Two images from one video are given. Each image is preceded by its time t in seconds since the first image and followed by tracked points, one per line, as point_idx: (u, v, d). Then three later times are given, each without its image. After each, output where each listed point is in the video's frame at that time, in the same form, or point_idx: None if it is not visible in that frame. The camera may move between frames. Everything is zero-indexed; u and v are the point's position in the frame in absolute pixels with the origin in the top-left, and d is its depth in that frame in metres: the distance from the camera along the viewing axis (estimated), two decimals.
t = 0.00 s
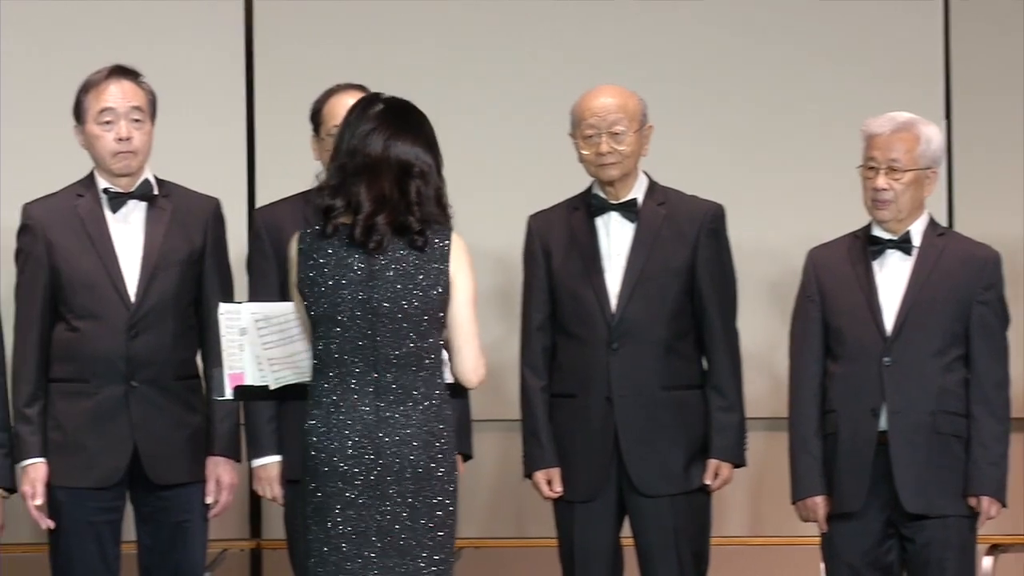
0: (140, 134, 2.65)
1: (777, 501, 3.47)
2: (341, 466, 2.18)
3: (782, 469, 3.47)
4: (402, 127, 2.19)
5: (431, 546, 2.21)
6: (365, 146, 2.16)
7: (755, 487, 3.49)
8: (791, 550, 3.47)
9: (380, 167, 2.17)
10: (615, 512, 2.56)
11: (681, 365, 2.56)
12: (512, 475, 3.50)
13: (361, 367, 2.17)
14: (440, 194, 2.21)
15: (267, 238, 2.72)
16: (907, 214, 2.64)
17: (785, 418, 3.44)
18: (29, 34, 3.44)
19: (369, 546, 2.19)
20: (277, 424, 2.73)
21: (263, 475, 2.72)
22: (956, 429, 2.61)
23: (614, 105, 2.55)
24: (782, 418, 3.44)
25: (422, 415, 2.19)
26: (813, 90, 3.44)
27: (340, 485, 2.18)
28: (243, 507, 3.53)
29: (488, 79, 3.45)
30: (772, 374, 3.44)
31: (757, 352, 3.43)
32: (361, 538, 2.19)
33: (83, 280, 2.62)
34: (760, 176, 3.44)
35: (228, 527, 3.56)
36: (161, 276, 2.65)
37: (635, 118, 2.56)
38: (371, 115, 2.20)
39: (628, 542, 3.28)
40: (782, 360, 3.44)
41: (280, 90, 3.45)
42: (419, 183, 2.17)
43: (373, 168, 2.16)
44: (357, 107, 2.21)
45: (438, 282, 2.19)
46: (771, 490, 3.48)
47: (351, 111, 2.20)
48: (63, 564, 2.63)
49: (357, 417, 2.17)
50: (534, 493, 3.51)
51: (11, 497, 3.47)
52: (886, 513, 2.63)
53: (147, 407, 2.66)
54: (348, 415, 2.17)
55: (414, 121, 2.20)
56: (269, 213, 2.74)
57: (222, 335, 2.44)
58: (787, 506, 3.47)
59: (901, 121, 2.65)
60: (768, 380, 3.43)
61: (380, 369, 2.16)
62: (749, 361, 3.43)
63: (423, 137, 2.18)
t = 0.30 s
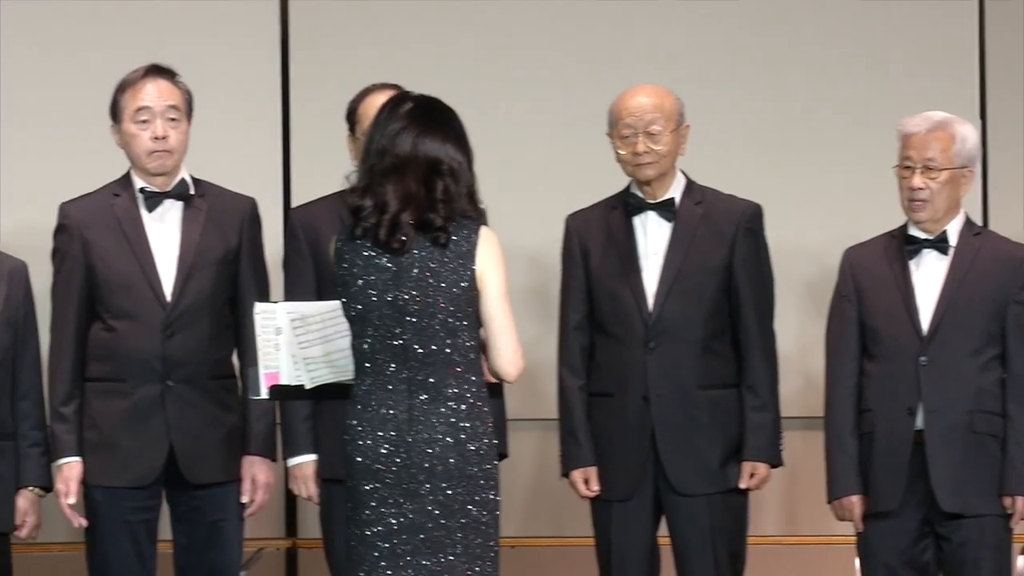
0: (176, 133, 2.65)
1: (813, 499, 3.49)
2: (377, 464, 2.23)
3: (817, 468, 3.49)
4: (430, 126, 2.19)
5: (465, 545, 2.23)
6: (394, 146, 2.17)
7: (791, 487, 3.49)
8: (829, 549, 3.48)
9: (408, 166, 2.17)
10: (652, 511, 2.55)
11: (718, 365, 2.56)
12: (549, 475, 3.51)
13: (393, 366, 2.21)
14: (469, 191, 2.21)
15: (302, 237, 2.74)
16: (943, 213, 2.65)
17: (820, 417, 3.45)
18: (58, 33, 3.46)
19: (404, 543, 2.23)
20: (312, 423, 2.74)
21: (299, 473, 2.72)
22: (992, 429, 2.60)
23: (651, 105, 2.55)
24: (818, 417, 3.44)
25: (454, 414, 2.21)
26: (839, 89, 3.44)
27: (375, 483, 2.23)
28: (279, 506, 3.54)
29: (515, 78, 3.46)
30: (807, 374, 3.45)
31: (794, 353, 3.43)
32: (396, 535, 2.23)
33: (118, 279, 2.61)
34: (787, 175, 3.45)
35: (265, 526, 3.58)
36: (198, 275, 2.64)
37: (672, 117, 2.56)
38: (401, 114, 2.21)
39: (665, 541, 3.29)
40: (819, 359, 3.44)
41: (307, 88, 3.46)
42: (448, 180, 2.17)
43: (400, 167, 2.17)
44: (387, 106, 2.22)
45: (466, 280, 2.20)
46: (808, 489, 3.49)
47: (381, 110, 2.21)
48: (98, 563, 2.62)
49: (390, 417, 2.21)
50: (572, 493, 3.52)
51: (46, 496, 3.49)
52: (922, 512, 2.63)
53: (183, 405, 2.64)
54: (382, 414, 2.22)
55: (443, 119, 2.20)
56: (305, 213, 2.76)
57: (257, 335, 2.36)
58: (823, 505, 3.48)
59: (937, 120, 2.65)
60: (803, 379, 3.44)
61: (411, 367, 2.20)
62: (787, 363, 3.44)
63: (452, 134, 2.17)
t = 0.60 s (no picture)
0: (210, 133, 2.65)
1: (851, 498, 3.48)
2: (413, 464, 2.17)
3: (854, 468, 3.48)
4: (470, 122, 2.14)
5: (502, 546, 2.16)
6: (433, 143, 2.11)
7: (829, 485, 3.49)
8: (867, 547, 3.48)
9: (448, 163, 2.12)
10: (690, 512, 2.55)
11: (756, 365, 2.55)
12: (585, 475, 3.51)
13: (430, 363, 2.15)
14: (510, 187, 2.15)
15: (336, 237, 2.73)
16: (980, 213, 2.64)
17: (858, 417, 3.45)
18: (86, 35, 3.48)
19: (440, 544, 2.16)
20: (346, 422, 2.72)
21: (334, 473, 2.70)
22: None
23: (687, 104, 2.55)
24: (855, 416, 3.44)
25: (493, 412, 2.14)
26: (864, 88, 3.44)
27: (411, 481, 2.17)
28: (314, 506, 3.55)
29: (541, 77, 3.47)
30: (844, 374, 3.44)
31: (832, 354, 3.43)
32: (432, 536, 2.16)
33: (153, 279, 2.60)
34: (814, 175, 3.45)
35: (300, 526, 3.59)
36: (232, 275, 2.64)
37: (708, 117, 2.55)
38: (440, 111, 2.15)
39: (703, 541, 3.33)
40: (858, 360, 3.44)
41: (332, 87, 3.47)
42: (488, 177, 2.11)
43: (440, 164, 2.11)
44: (425, 104, 2.16)
45: (506, 277, 2.13)
46: (845, 490, 3.49)
47: (420, 107, 2.16)
48: (133, 564, 2.61)
49: (426, 414, 2.15)
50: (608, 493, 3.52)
51: (81, 495, 3.50)
52: (959, 512, 2.62)
53: (218, 405, 2.63)
54: (418, 411, 2.16)
55: (483, 116, 2.15)
56: (340, 213, 2.75)
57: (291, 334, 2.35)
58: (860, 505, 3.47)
59: (974, 120, 2.64)
60: (841, 379, 3.43)
61: (450, 366, 2.13)
62: (824, 363, 3.44)
63: (491, 130, 2.12)
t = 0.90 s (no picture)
0: (245, 133, 2.65)
1: (884, 497, 3.53)
2: (449, 466, 2.09)
3: (888, 468, 3.53)
4: (498, 123, 2.07)
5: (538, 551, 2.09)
6: (462, 145, 2.05)
7: (864, 484, 3.53)
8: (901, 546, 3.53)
9: (479, 165, 2.04)
10: (725, 512, 2.56)
11: (791, 365, 2.55)
12: (619, 475, 3.56)
13: (468, 362, 2.07)
14: (540, 186, 2.08)
15: (369, 238, 2.68)
16: (1014, 213, 2.66)
17: (892, 418, 3.49)
18: (116, 37, 3.52)
19: (475, 548, 2.08)
20: (378, 423, 2.62)
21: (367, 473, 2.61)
22: None
23: (722, 105, 2.55)
24: (889, 417, 3.49)
25: (532, 413, 2.07)
26: (885, 88, 3.48)
27: (446, 484, 2.09)
28: (348, 507, 3.57)
29: (565, 78, 3.50)
30: (878, 374, 3.49)
31: (866, 354, 3.48)
32: (466, 542, 2.08)
33: (187, 279, 2.61)
34: (836, 174, 3.49)
35: (334, 525, 3.61)
36: (267, 275, 2.65)
37: (743, 117, 2.55)
38: (466, 113, 2.08)
39: (737, 541, 3.42)
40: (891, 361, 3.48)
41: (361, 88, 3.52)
42: (519, 176, 2.04)
43: (471, 166, 2.04)
44: (450, 107, 2.10)
45: (545, 276, 2.06)
46: (879, 489, 3.53)
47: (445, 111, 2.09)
48: (167, 563, 2.60)
49: (463, 415, 2.07)
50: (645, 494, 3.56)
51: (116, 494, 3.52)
52: (993, 512, 2.62)
53: (252, 405, 2.63)
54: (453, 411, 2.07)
55: (510, 115, 2.08)
56: (372, 214, 2.70)
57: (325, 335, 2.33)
58: (894, 505, 3.51)
59: (1007, 120, 2.64)
60: (874, 379, 3.48)
61: (489, 366, 2.06)
62: (860, 364, 3.48)
63: (521, 129, 2.05)
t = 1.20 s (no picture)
0: (268, 135, 2.67)
1: (909, 498, 3.54)
2: (476, 468, 2.02)
3: (913, 468, 3.54)
4: (509, 125, 2.01)
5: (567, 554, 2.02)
6: (475, 151, 1.99)
7: (890, 485, 3.54)
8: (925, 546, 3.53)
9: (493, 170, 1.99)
10: (748, 514, 2.56)
11: (816, 365, 2.55)
12: (643, 477, 3.56)
13: (494, 363, 2.01)
14: (555, 187, 2.02)
15: (391, 239, 2.61)
16: None
17: (916, 418, 3.51)
18: (134, 37, 3.52)
19: (504, 550, 2.02)
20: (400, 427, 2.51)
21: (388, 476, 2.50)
22: None
23: (747, 105, 2.59)
24: (912, 417, 3.50)
25: (559, 414, 2.01)
26: (899, 89, 3.51)
27: (473, 486, 2.02)
28: (370, 508, 3.58)
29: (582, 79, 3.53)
30: (902, 374, 3.50)
31: (889, 356, 3.49)
32: (494, 545, 2.02)
33: (210, 280, 2.61)
34: (851, 175, 3.51)
35: (356, 527, 3.61)
36: (290, 276, 2.65)
37: (768, 118, 2.59)
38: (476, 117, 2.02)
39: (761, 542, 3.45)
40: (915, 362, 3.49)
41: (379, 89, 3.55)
42: (534, 179, 1.99)
43: (485, 172, 1.98)
44: (460, 112, 2.04)
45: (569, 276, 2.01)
46: (903, 489, 3.54)
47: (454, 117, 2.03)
48: (190, 564, 2.59)
49: (491, 416, 2.00)
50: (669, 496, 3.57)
51: (138, 495, 3.52)
52: (1016, 513, 2.60)
53: (274, 406, 2.62)
54: (480, 412, 2.01)
55: (521, 118, 2.02)
56: (394, 215, 2.63)
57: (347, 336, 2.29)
58: (918, 505, 3.52)
59: None
60: (897, 379, 3.49)
61: (516, 367, 2.00)
62: (883, 365, 3.49)
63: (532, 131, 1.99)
